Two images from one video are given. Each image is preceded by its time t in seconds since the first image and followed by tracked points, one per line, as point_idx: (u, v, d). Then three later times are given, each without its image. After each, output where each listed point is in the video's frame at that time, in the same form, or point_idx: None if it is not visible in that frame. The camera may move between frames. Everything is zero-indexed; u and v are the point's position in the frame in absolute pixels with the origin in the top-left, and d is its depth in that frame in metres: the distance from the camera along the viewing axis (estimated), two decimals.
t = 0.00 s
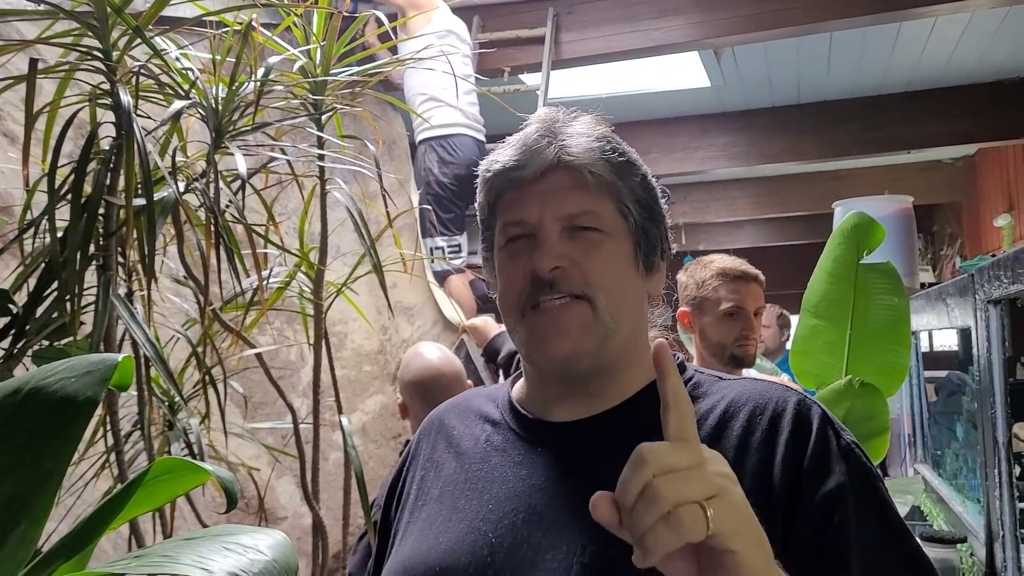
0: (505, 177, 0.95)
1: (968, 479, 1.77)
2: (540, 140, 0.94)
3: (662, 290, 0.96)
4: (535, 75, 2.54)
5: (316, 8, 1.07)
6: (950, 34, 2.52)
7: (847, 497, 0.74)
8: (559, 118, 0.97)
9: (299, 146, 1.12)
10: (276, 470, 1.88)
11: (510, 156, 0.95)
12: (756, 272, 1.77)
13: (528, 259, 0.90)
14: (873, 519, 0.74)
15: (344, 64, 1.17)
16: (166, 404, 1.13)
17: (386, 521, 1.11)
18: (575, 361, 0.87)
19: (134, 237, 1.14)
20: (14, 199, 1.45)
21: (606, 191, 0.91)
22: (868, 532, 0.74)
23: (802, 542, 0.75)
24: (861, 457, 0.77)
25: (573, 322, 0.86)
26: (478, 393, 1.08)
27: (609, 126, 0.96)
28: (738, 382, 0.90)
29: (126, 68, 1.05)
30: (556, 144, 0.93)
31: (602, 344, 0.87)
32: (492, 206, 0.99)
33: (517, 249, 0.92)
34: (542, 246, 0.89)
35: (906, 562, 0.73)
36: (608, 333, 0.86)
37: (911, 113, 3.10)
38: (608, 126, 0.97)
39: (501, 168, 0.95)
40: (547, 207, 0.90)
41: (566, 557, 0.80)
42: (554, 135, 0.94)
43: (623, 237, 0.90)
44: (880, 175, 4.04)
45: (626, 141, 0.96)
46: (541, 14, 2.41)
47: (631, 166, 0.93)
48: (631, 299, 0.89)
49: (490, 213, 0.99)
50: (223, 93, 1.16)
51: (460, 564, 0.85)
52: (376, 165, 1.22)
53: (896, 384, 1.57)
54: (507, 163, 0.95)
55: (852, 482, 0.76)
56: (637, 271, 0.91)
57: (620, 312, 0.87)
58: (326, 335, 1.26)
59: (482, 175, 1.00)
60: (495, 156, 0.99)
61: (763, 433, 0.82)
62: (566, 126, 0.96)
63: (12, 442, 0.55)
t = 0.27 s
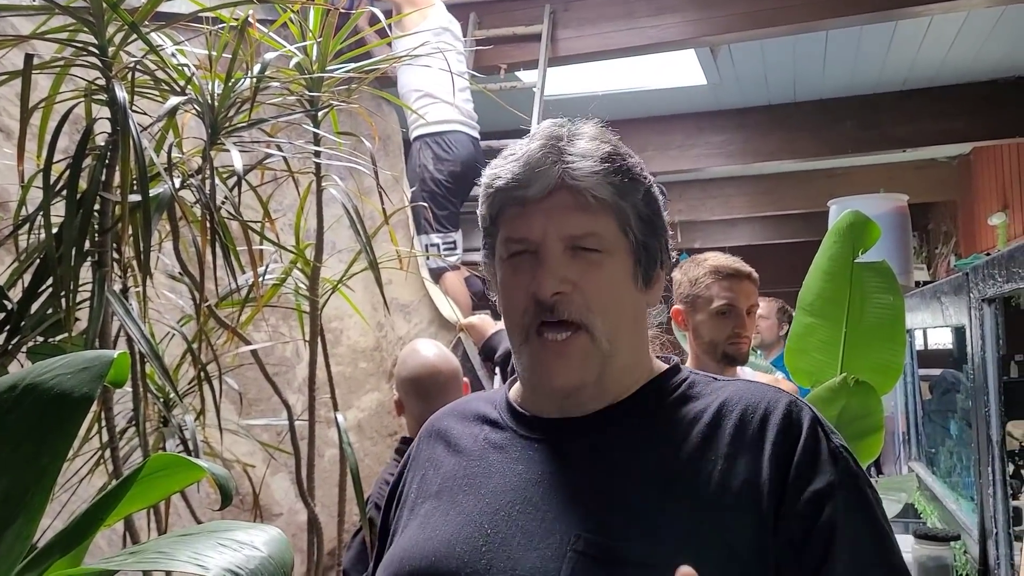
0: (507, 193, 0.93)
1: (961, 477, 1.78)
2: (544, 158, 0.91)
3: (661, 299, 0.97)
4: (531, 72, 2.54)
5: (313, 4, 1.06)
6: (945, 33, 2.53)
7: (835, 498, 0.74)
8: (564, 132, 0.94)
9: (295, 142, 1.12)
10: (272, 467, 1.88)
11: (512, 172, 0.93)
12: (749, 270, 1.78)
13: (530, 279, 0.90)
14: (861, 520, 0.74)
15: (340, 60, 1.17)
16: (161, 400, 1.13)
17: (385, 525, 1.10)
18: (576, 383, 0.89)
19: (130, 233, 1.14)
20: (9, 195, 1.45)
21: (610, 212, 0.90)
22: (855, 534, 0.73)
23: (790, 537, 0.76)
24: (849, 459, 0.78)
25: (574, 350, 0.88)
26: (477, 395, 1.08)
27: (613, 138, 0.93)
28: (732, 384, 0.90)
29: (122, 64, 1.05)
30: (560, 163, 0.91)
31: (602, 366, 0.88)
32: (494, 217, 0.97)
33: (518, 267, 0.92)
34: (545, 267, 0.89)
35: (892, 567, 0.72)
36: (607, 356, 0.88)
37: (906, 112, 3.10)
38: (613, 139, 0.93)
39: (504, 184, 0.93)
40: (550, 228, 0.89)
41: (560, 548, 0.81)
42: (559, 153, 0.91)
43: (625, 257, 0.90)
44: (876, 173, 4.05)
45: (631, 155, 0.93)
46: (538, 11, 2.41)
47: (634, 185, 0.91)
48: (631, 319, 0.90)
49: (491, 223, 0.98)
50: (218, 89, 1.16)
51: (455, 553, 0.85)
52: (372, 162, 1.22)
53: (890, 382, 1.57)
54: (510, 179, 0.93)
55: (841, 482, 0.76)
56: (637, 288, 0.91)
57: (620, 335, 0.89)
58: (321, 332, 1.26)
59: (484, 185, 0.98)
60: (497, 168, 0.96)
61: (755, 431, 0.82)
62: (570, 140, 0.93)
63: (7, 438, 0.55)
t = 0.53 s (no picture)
0: (512, 191, 0.93)
1: (954, 474, 1.79)
2: (550, 157, 0.91)
3: (659, 301, 0.98)
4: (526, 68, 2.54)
5: None
6: (940, 30, 2.54)
7: (831, 493, 0.75)
8: (569, 131, 0.94)
9: (290, 138, 1.11)
10: (267, 463, 1.89)
11: (518, 171, 0.93)
12: (741, 267, 1.78)
13: (532, 278, 0.90)
14: (855, 512, 0.75)
15: (335, 56, 1.17)
16: (156, 397, 1.13)
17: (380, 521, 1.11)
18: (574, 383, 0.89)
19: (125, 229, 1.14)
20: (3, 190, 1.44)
21: (612, 214, 0.90)
22: (850, 526, 0.74)
23: (785, 528, 0.77)
24: (843, 455, 0.79)
25: (573, 349, 0.88)
26: (472, 391, 1.09)
27: (619, 140, 0.93)
28: (727, 380, 0.90)
29: (117, 59, 1.05)
30: (565, 163, 0.91)
31: (600, 367, 0.88)
32: (497, 214, 0.97)
33: (520, 267, 0.92)
34: (547, 267, 0.89)
35: (884, 558, 0.74)
36: (606, 357, 0.88)
37: (901, 109, 3.11)
38: (618, 141, 0.93)
39: (509, 182, 0.93)
40: (554, 229, 0.89)
41: (559, 543, 0.81)
42: (565, 154, 0.91)
43: (626, 258, 0.91)
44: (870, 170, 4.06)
45: (634, 157, 0.93)
46: (533, 7, 2.41)
47: (637, 187, 0.92)
48: (630, 319, 0.90)
49: (495, 220, 0.98)
50: (213, 85, 1.16)
51: (453, 551, 0.85)
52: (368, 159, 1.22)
53: (885, 379, 1.58)
54: (515, 177, 0.93)
55: (835, 476, 0.77)
56: (637, 290, 0.92)
57: (619, 337, 0.89)
58: (317, 328, 1.27)
59: (488, 181, 0.98)
60: (502, 166, 0.96)
61: (751, 426, 0.82)
62: (576, 140, 0.93)
63: (4, 433, 0.55)
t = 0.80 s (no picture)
0: (517, 170, 0.96)
1: (947, 470, 1.80)
2: (557, 142, 0.94)
3: (655, 304, 0.97)
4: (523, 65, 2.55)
5: None
6: (935, 29, 2.54)
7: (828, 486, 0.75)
8: (582, 121, 0.96)
9: (289, 134, 1.12)
10: (264, 458, 1.89)
11: (525, 151, 0.96)
12: (735, 264, 1.79)
13: (520, 258, 0.93)
14: (852, 505, 0.76)
15: (334, 53, 1.18)
16: (154, 392, 1.13)
17: (373, 514, 1.11)
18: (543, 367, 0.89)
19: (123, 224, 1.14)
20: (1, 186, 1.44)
21: (609, 206, 0.91)
22: (847, 517, 0.75)
23: (784, 523, 0.76)
24: (836, 447, 0.80)
25: (546, 331, 0.88)
26: (463, 385, 1.09)
27: (633, 137, 0.94)
28: (720, 374, 0.91)
29: (115, 55, 1.05)
30: (569, 150, 0.93)
31: (571, 353, 0.88)
32: (503, 193, 1.00)
33: (515, 246, 0.95)
34: (536, 249, 0.91)
35: (882, 548, 0.74)
36: (578, 344, 0.88)
37: (896, 107, 3.12)
38: (632, 137, 0.94)
39: (515, 161, 0.96)
40: (550, 212, 0.92)
41: (556, 540, 0.81)
42: (572, 140, 0.93)
43: (617, 253, 0.91)
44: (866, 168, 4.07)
45: (644, 155, 0.94)
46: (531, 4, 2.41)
47: (639, 184, 0.92)
48: (613, 312, 0.90)
49: (501, 199, 1.01)
50: (212, 81, 1.16)
51: (450, 548, 0.85)
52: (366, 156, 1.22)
53: (880, 375, 1.58)
54: (521, 157, 0.96)
55: (831, 468, 0.77)
56: (627, 286, 0.92)
57: (596, 327, 0.89)
58: (314, 324, 1.27)
59: (500, 160, 1.01)
60: (513, 146, 0.99)
61: (745, 421, 0.83)
62: (587, 129, 0.95)
63: (4, 427, 0.56)
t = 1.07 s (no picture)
0: (514, 171, 0.95)
1: (942, 468, 1.81)
2: (554, 141, 0.92)
3: (655, 299, 0.98)
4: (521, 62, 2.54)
5: None
6: (933, 26, 2.55)
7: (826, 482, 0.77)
8: (579, 118, 0.94)
9: (285, 130, 1.12)
10: (260, 455, 1.90)
11: (522, 151, 0.94)
12: (729, 259, 1.78)
13: (522, 260, 0.92)
14: (849, 502, 0.77)
15: (331, 49, 1.17)
16: (150, 388, 1.13)
17: (367, 511, 1.11)
18: (550, 372, 0.89)
19: (119, 220, 1.14)
20: None
21: (610, 207, 0.91)
22: (844, 515, 0.77)
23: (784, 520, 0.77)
24: (834, 444, 0.81)
25: (553, 338, 0.89)
26: (458, 380, 1.09)
27: (630, 132, 0.93)
28: (718, 371, 0.91)
29: (111, 51, 1.05)
30: (568, 150, 0.91)
31: (578, 358, 0.89)
32: (499, 193, 0.99)
33: (514, 249, 0.94)
34: (538, 252, 0.91)
35: (878, 543, 0.77)
36: (584, 348, 0.89)
37: (893, 105, 3.13)
38: (628, 133, 0.93)
39: (512, 162, 0.95)
40: (549, 215, 0.91)
41: (556, 540, 0.81)
42: (571, 139, 0.92)
43: (619, 254, 0.91)
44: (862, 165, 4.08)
45: (642, 151, 0.93)
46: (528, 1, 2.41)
47: (639, 182, 0.92)
48: (616, 314, 0.90)
49: (496, 199, 1.00)
50: (208, 76, 1.16)
51: (450, 548, 0.85)
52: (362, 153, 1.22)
53: (875, 373, 1.59)
54: (518, 158, 0.94)
55: (829, 467, 0.79)
56: (629, 286, 0.92)
57: (601, 330, 0.89)
58: (311, 321, 1.27)
59: (494, 160, 1.00)
60: (508, 146, 0.97)
61: (744, 420, 0.83)
62: (585, 127, 0.93)
63: None
